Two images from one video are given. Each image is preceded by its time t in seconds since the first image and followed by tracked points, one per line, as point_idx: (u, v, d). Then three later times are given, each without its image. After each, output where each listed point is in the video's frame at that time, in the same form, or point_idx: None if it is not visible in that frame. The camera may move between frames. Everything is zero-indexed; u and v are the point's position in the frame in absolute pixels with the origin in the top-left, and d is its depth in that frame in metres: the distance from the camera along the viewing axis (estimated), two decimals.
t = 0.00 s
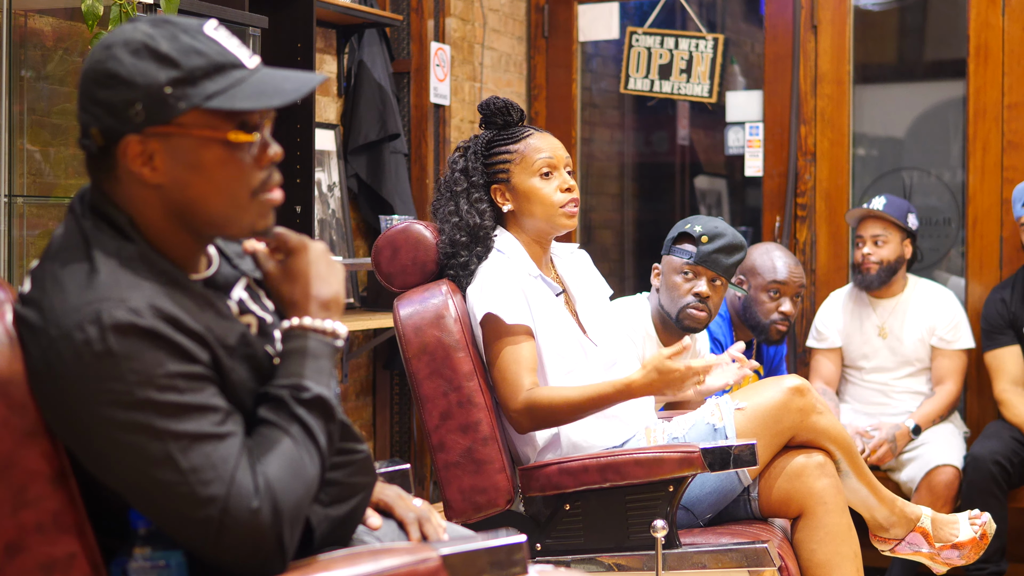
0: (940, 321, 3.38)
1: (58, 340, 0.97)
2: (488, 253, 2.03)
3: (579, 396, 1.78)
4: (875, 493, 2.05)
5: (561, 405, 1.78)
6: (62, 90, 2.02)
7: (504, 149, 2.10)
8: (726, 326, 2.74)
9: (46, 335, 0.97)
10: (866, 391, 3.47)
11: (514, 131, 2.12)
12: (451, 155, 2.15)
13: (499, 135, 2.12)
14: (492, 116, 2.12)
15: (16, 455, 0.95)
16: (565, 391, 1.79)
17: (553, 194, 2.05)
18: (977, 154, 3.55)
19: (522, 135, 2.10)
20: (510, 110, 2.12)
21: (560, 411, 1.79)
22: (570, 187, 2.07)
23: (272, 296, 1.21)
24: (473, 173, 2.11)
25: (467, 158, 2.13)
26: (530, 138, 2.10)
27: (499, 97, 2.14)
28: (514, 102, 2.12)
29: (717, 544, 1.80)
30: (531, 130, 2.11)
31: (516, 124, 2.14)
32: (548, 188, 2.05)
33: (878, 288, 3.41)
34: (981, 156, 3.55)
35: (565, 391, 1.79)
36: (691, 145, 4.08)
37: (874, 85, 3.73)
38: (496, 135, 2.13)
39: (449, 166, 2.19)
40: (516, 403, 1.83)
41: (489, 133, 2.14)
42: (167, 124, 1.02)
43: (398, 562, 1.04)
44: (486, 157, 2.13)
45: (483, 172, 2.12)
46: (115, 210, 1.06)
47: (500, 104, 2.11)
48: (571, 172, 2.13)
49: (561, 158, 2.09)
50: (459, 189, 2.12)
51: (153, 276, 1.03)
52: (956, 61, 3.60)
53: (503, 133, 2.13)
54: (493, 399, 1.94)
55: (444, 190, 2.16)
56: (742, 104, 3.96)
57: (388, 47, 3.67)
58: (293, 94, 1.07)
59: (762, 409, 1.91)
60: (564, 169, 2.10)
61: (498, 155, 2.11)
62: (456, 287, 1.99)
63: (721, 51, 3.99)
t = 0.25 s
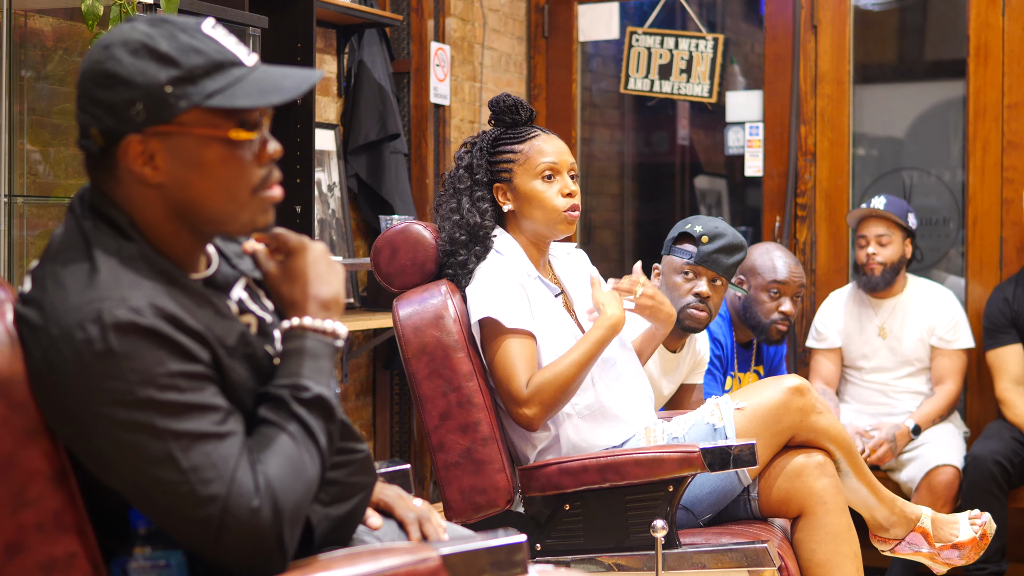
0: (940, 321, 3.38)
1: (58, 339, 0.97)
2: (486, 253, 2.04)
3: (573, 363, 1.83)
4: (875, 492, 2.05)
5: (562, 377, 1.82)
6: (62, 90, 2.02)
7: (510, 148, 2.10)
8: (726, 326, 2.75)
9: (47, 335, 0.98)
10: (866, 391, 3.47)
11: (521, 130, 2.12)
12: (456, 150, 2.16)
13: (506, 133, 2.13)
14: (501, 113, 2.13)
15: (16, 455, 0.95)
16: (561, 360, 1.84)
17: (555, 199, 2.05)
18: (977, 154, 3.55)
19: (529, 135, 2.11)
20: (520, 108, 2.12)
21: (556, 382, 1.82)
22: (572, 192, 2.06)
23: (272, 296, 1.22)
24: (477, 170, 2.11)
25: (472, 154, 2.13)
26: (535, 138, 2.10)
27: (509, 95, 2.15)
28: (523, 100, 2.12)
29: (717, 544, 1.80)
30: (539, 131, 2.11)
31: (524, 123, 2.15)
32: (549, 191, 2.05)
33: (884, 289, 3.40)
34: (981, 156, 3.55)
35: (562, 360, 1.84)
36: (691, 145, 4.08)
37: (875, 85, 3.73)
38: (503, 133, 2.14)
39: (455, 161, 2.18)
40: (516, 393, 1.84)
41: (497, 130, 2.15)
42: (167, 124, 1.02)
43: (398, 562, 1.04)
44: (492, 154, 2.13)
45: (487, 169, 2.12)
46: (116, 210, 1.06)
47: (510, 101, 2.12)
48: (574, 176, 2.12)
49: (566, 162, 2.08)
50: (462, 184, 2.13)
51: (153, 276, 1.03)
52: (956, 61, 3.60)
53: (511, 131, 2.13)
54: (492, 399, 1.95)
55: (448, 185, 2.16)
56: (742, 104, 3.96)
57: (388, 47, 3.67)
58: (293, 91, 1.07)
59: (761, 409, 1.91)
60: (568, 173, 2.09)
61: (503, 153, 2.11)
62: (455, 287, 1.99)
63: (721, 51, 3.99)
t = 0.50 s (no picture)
0: (940, 321, 3.38)
1: (58, 339, 0.97)
2: (488, 252, 2.03)
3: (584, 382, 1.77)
4: (875, 493, 2.04)
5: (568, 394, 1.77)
6: (62, 90, 2.02)
7: (513, 147, 2.09)
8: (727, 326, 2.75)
9: (46, 335, 0.97)
10: (866, 391, 3.46)
11: (525, 130, 2.11)
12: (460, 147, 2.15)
13: (510, 131, 2.11)
14: (507, 112, 2.10)
15: (16, 455, 0.95)
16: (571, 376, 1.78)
17: (555, 202, 2.04)
18: (977, 154, 3.55)
19: (533, 136, 2.09)
20: (525, 107, 2.10)
21: (564, 400, 1.78)
22: (573, 197, 2.06)
23: (272, 296, 1.22)
24: (480, 168, 2.11)
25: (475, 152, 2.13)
26: (540, 139, 2.08)
27: (516, 93, 2.12)
28: (529, 100, 2.10)
29: (717, 544, 1.80)
30: (543, 131, 2.09)
31: (528, 123, 2.12)
32: (551, 194, 2.05)
33: (890, 289, 3.40)
34: (981, 156, 3.55)
35: (570, 378, 1.78)
36: (691, 145, 4.08)
37: (875, 85, 3.73)
38: (508, 131, 2.11)
39: (459, 159, 2.18)
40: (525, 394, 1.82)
41: (501, 128, 2.13)
42: (167, 125, 1.02)
43: (398, 562, 1.04)
44: (496, 152, 2.11)
45: (491, 168, 2.11)
46: (115, 211, 1.06)
47: (516, 100, 2.09)
48: (576, 178, 2.12)
49: (568, 165, 2.08)
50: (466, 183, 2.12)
51: (153, 276, 1.03)
52: (956, 60, 3.60)
53: (515, 130, 2.11)
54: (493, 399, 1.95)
55: (453, 183, 2.16)
56: (741, 105, 3.96)
57: (388, 47, 3.67)
58: (292, 91, 1.07)
59: (762, 408, 1.91)
60: (570, 176, 2.08)
61: (507, 152, 2.09)
62: (456, 287, 1.99)
63: (721, 51, 3.99)
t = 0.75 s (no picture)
0: (940, 322, 3.38)
1: (58, 340, 0.97)
2: (491, 252, 2.02)
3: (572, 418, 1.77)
4: (875, 493, 2.05)
5: (552, 423, 1.78)
6: (62, 90, 2.03)
7: (539, 149, 2.08)
8: (727, 326, 2.75)
9: (46, 335, 0.98)
10: (866, 391, 3.47)
11: (555, 134, 2.10)
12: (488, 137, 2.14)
13: (540, 131, 2.10)
14: (541, 112, 2.11)
15: (16, 455, 0.95)
16: (559, 410, 1.78)
17: (567, 214, 2.04)
18: (977, 154, 3.55)
19: (559, 142, 2.08)
20: (559, 110, 2.11)
21: (552, 429, 1.79)
22: (585, 213, 2.06)
23: (272, 296, 1.22)
24: (503, 164, 2.10)
25: (501, 146, 2.12)
26: (565, 148, 2.08)
27: (554, 93, 2.13)
28: (564, 103, 2.11)
29: (717, 544, 1.80)
30: (571, 140, 2.08)
31: (559, 127, 2.12)
32: (564, 207, 2.05)
33: (891, 289, 3.40)
34: (981, 156, 3.55)
35: (559, 412, 1.78)
36: (691, 145, 4.08)
37: (875, 85, 3.73)
38: (536, 130, 2.11)
39: (483, 148, 2.17)
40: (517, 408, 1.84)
41: (532, 126, 2.12)
42: (167, 126, 1.02)
43: (398, 562, 1.04)
44: (519, 150, 2.10)
45: (512, 165, 2.10)
46: (115, 211, 1.06)
47: (552, 102, 2.10)
48: (592, 195, 2.11)
49: (587, 179, 2.07)
50: (487, 176, 2.12)
51: (153, 276, 1.03)
52: (956, 61, 3.60)
53: (545, 132, 2.11)
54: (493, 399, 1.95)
55: (474, 173, 2.16)
56: (742, 104, 3.96)
57: (388, 47, 3.67)
58: (293, 93, 1.07)
59: (761, 409, 1.91)
60: (587, 192, 2.08)
61: (530, 153, 2.09)
62: (456, 287, 1.98)
63: (721, 51, 3.99)
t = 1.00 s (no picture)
0: (941, 322, 3.38)
1: (58, 340, 0.97)
2: (497, 251, 2.05)
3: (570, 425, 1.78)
4: (875, 493, 2.04)
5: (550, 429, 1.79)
6: (62, 90, 2.02)
7: (551, 151, 2.08)
8: (727, 326, 2.75)
9: (46, 335, 0.97)
10: (866, 391, 3.47)
11: (567, 137, 2.09)
12: (501, 133, 2.13)
13: (554, 133, 2.10)
14: (557, 114, 2.10)
15: (16, 455, 0.95)
16: (558, 417, 1.79)
17: (570, 220, 2.04)
18: (978, 154, 3.55)
19: (571, 147, 2.07)
20: (574, 114, 2.10)
21: (550, 435, 1.80)
22: (588, 222, 2.05)
23: (272, 296, 1.22)
24: (514, 163, 2.10)
25: (514, 144, 2.11)
26: (576, 153, 2.07)
27: (570, 95, 2.11)
28: (581, 107, 2.09)
29: (717, 544, 1.80)
30: (582, 145, 2.08)
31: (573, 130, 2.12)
32: (569, 212, 2.05)
33: (891, 287, 3.40)
34: (981, 156, 3.55)
35: (557, 418, 1.79)
36: (691, 145, 4.08)
37: (875, 85, 3.73)
38: (550, 131, 2.10)
39: (496, 143, 2.16)
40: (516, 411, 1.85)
41: (546, 126, 2.11)
42: (168, 126, 1.02)
43: (398, 562, 1.04)
44: (531, 150, 2.10)
45: (524, 165, 2.09)
46: (115, 211, 1.06)
47: (568, 105, 2.09)
48: (599, 202, 2.10)
49: (594, 187, 2.06)
50: (499, 175, 2.12)
51: (152, 276, 1.03)
52: (956, 61, 3.60)
53: (558, 133, 2.10)
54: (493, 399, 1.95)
55: (485, 169, 2.16)
56: (742, 105, 3.96)
57: (388, 47, 3.67)
58: (295, 95, 1.07)
59: (762, 409, 1.91)
60: (592, 200, 2.07)
61: (542, 154, 2.08)
62: (457, 287, 1.99)
63: (722, 51, 3.99)
